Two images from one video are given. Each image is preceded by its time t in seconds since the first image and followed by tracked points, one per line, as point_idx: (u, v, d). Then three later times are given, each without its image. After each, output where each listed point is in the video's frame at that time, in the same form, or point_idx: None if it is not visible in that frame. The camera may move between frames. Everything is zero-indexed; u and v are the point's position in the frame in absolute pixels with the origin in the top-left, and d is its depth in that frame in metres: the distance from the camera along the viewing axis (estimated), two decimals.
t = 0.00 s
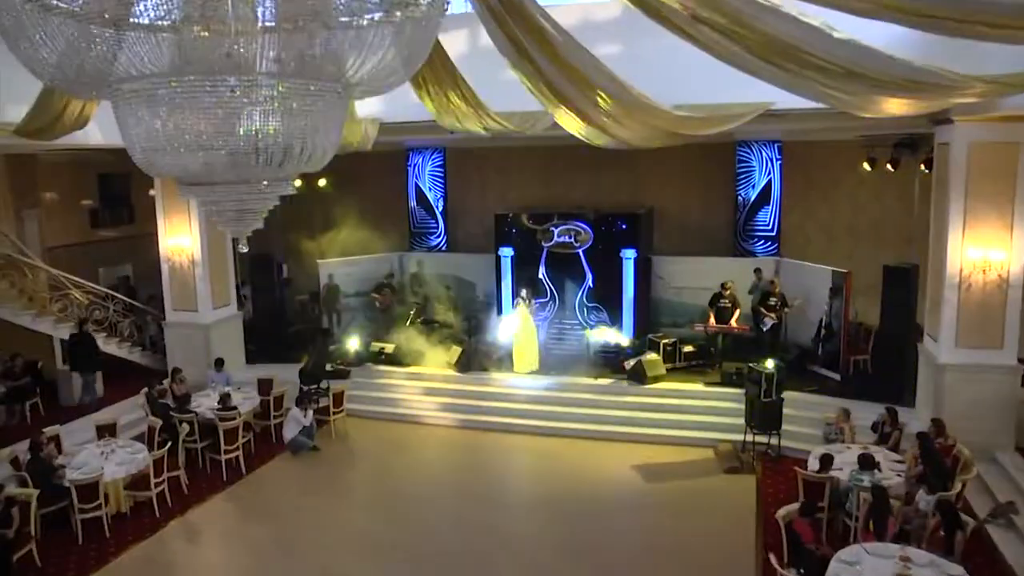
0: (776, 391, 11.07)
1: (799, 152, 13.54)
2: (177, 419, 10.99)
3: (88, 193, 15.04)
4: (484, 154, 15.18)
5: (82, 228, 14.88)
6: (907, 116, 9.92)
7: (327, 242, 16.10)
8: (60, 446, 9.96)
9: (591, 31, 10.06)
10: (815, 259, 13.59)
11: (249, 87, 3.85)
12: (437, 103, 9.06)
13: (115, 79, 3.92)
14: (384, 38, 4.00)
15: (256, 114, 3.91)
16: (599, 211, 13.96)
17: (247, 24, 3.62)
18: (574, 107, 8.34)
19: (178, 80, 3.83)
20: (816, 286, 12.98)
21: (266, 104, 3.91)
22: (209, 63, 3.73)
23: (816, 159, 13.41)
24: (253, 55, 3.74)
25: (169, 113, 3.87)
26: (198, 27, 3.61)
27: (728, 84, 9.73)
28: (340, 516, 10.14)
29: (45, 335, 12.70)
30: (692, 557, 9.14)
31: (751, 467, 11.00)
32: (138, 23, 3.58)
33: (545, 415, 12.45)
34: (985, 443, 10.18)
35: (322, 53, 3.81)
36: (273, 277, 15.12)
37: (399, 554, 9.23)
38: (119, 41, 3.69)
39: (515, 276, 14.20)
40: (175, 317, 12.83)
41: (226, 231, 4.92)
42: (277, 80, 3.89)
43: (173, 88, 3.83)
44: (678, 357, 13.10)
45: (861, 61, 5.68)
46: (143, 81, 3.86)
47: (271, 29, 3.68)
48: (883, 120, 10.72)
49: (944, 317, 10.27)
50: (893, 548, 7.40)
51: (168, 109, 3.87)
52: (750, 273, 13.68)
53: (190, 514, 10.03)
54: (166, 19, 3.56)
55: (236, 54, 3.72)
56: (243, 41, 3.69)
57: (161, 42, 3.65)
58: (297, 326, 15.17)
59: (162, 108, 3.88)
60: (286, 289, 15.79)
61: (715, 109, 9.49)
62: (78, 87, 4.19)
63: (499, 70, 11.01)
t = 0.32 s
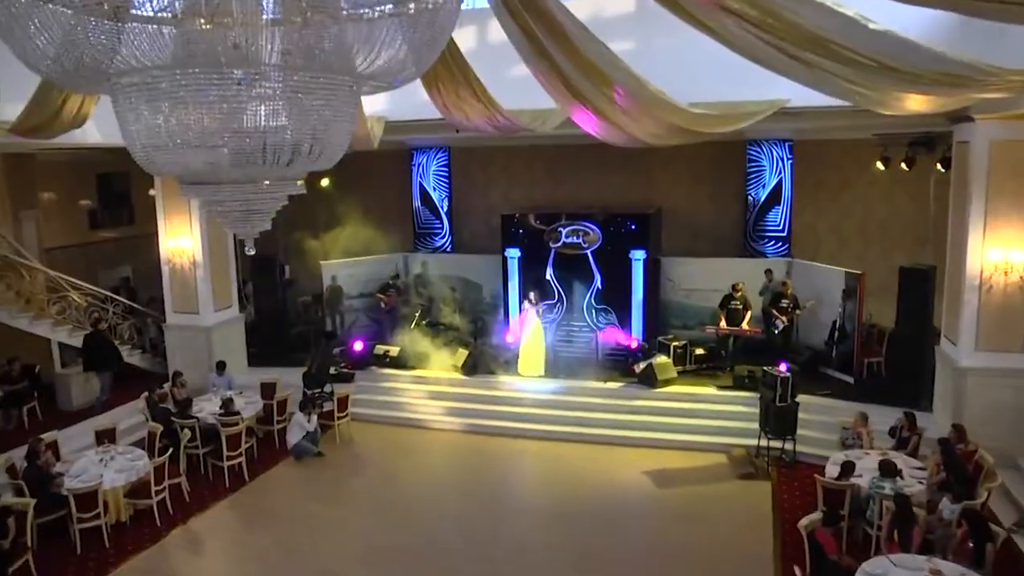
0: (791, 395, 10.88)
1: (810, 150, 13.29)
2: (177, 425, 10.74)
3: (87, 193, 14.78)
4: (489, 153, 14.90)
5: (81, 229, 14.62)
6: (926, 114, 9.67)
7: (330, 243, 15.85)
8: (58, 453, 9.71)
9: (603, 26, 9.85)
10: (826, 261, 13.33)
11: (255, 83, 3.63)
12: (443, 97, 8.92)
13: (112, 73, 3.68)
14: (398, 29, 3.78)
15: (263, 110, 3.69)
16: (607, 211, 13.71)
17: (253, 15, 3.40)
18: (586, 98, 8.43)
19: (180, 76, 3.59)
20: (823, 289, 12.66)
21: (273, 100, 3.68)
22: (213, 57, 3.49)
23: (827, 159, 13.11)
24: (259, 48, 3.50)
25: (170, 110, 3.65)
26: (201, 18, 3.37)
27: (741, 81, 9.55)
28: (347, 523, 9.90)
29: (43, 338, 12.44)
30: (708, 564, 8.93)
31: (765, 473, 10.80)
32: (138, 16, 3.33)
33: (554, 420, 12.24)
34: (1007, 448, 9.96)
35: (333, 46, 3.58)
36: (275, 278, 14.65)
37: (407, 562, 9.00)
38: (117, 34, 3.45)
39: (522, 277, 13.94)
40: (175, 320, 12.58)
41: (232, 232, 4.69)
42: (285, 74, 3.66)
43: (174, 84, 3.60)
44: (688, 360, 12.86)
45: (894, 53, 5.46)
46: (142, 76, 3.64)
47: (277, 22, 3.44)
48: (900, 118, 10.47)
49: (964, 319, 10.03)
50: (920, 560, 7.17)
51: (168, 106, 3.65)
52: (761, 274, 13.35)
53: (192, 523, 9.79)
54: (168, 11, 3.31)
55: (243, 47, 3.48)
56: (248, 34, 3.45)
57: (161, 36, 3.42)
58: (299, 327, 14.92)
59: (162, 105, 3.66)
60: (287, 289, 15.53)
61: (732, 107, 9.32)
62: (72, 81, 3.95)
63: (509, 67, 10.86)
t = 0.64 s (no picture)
0: (808, 399, 10.70)
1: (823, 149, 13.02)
2: (178, 431, 10.51)
3: (86, 193, 14.50)
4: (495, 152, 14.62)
5: (79, 229, 14.35)
6: (948, 111, 9.41)
7: (332, 243, 15.58)
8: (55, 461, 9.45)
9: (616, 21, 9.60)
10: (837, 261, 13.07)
11: (259, 78, 3.37)
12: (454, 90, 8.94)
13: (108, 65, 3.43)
14: (412, 17, 3.50)
15: (268, 107, 3.42)
16: (616, 211, 13.43)
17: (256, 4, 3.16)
18: (602, 92, 8.44)
19: (181, 71, 3.33)
20: (838, 289, 12.28)
21: (278, 96, 3.42)
22: (215, 49, 3.24)
23: (840, 156, 12.82)
24: (265, 39, 3.25)
25: (168, 106, 3.40)
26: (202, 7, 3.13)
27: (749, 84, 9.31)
28: (352, 531, 9.64)
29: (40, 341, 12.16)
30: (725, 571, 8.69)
31: (781, 479, 10.58)
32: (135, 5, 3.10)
33: (563, 426, 11.98)
34: None
35: (341, 37, 3.32)
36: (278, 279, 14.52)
37: (414, 571, 8.73)
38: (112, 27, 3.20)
39: (529, 278, 13.67)
40: (176, 323, 12.31)
41: (237, 232, 4.41)
42: (291, 68, 3.41)
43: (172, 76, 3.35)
44: (700, 363, 12.59)
45: (935, 42, 5.19)
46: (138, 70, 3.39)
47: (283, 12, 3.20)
48: (919, 116, 10.21)
49: (985, 322, 9.75)
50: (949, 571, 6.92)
51: (166, 102, 3.39)
52: (773, 275, 13.02)
53: (193, 532, 9.53)
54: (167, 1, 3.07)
55: (247, 38, 3.22)
56: (252, 25, 3.20)
57: (157, 28, 3.17)
58: (300, 329, 14.67)
59: (160, 101, 3.40)
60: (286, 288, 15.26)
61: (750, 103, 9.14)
62: (67, 76, 3.70)
63: (521, 64, 10.64)
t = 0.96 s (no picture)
0: (826, 405, 10.30)
1: (836, 144, 12.55)
2: (166, 441, 10.04)
3: (69, 192, 13.96)
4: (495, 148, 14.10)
5: (63, 229, 13.81)
6: (978, 103, 8.95)
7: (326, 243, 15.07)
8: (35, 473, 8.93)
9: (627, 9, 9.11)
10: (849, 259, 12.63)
11: (253, 70, 3.11)
12: (461, 85, 8.58)
13: (87, 51, 3.16)
14: None
15: (262, 100, 3.18)
16: (622, 210, 12.97)
17: None
18: (617, 84, 8.02)
19: (172, 57, 3.05)
20: (855, 290, 11.76)
21: (274, 89, 3.18)
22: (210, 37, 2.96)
23: (854, 152, 12.39)
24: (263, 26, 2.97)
25: (155, 99, 3.15)
26: None
27: (765, 74, 8.93)
28: (351, 545, 9.14)
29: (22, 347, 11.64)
30: None
31: (799, 489, 10.17)
32: None
33: (569, 433, 11.55)
34: None
35: (344, 26, 3.05)
36: (271, 281, 13.84)
37: None
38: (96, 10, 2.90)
39: (532, 279, 13.15)
40: (164, 327, 11.78)
41: (230, 234, 3.89)
42: (291, 54, 3.14)
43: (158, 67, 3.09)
44: (710, 368, 12.14)
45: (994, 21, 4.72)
46: (122, 59, 3.11)
47: None
48: (943, 110, 9.75)
49: (1015, 323, 9.27)
50: None
51: (153, 94, 3.14)
52: (786, 275, 12.53)
53: (183, 548, 9.02)
54: None
55: (245, 25, 2.94)
56: (251, 12, 2.91)
57: (141, 14, 2.85)
58: (295, 333, 14.17)
59: (146, 92, 3.15)
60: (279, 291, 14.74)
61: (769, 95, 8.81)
62: (41, 61, 3.41)
63: (529, 54, 10.17)
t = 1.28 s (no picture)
0: (850, 412, 9.77)
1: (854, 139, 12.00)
2: (152, 453, 9.45)
3: (50, 189, 13.37)
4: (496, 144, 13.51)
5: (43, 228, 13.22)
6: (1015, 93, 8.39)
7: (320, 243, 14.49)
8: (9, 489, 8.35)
9: None
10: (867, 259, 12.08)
11: (246, 56, 2.68)
12: (467, 73, 8.06)
13: (53, 27, 2.72)
14: None
15: (256, 92, 2.75)
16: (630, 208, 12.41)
17: None
18: (635, 72, 7.52)
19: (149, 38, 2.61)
20: (876, 291, 11.22)
21: (270, 81, 2.75)
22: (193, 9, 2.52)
23: (874, 147, 11.82)
24: None
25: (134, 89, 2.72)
26: None
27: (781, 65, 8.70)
28: (346, 563, 8.55)
29: None
30: None
31: (821, 501, 9.63)
32: None
33: (577, 444, 11.02)
34: None
35: None
36: (264, 283, 13.36)
37: None
38: None
39: (537, 281, 12.59)
40: (150, 331, 11.19)
41: (219, 233, 3.34)
42: (287, 33, 2.70)
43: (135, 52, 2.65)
44: (724, 373, 11.59)
45: None
46: (94, 43, 2.67)
47: None
48: (974, 100, 9.19)
49: None
50: None
51: (131, 83, 2.71)
52: (802, 276, 12.01)
53: (167, 568, 8.44)
54: None
55: None
56: None
57: None
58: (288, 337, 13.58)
59: (123, 81, 2.71)
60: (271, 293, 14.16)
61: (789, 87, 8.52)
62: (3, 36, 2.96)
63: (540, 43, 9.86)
